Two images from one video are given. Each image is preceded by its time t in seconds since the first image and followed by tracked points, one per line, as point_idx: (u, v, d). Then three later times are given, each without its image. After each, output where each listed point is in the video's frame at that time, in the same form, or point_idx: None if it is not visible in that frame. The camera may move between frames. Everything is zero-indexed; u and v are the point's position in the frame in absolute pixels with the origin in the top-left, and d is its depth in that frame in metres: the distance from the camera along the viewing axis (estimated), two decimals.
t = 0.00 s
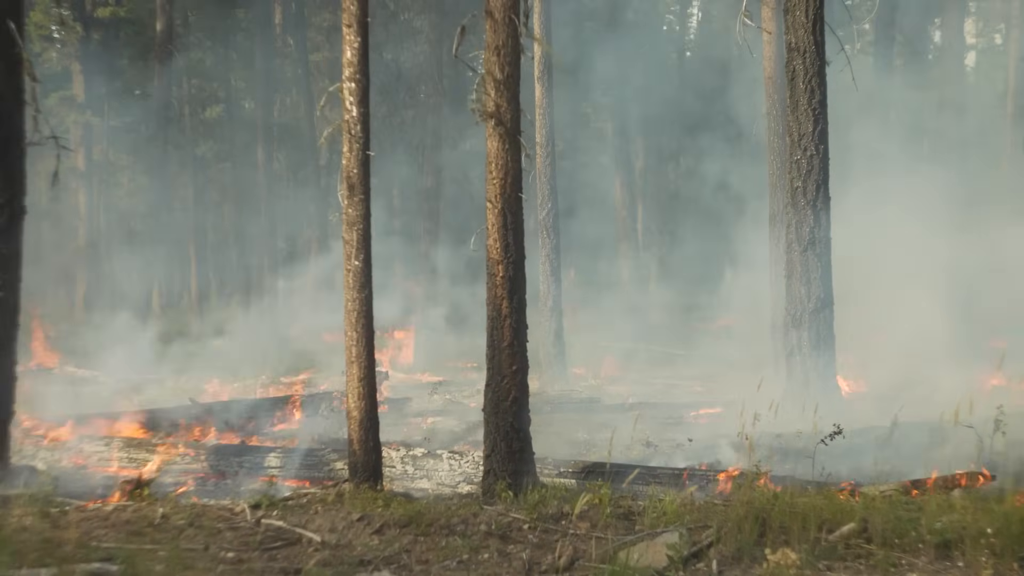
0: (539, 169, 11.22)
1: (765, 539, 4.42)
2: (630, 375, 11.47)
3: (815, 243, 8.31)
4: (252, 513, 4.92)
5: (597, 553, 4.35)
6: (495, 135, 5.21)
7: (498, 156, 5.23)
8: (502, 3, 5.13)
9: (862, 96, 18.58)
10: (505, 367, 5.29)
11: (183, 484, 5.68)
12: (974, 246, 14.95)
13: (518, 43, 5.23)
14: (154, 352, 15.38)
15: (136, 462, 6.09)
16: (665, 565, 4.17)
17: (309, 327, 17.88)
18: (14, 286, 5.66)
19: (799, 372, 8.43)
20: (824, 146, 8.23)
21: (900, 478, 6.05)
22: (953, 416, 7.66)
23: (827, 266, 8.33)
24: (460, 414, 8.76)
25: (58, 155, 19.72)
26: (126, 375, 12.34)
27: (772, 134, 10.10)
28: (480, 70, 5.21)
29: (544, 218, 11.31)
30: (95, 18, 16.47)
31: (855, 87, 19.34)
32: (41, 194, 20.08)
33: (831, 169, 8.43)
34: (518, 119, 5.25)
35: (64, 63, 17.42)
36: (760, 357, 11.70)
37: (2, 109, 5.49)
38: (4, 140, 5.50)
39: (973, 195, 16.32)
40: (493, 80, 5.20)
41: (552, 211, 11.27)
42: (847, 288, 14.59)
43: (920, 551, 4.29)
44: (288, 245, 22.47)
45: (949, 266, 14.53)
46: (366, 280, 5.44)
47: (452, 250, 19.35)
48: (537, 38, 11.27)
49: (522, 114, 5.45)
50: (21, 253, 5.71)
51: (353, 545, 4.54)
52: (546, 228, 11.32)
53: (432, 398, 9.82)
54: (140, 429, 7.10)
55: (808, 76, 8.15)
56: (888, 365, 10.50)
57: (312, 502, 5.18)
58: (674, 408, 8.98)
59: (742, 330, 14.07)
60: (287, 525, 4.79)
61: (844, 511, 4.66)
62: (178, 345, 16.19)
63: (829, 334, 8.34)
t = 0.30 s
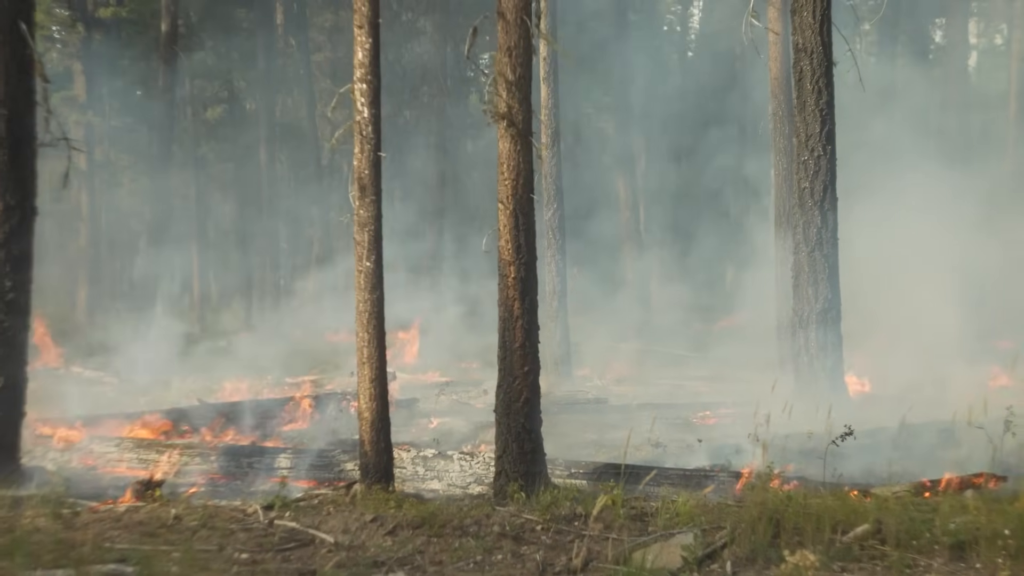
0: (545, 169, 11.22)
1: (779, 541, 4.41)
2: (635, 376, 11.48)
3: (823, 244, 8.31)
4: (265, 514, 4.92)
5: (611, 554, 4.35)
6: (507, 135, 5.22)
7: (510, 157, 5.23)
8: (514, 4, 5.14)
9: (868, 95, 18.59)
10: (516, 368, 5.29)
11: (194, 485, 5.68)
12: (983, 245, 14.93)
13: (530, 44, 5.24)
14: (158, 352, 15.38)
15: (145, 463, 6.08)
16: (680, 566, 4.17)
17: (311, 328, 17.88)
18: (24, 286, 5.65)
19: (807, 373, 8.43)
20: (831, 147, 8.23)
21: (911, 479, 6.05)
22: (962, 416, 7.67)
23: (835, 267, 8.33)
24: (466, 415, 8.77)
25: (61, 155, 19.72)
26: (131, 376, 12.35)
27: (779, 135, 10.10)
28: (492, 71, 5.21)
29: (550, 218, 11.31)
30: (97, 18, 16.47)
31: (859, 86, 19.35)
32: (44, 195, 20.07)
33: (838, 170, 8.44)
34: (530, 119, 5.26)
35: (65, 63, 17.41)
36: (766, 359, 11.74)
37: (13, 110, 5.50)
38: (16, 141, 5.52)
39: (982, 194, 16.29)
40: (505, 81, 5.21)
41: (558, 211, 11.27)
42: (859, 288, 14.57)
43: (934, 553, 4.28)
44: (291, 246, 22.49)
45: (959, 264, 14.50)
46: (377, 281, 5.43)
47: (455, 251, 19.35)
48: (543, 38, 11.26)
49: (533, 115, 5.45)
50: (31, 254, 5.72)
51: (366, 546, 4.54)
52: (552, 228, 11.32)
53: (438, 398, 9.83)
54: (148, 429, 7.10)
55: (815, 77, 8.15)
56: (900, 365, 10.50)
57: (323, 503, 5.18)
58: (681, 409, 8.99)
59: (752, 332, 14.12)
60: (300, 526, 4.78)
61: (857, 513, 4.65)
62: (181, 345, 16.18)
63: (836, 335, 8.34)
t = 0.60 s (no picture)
0: (552, 168, 11.22)
1: (795, 541, 4.41)
2: (642, 376, 11.48)
3: (831, 245, 8.31)
4: (280, 514, 4.93)
5: (626, 554, 4.36)
6: (521, 136, 5.22)
7: (524, 157, 5.23)
8: (527, 4, 5.14)
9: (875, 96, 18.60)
10: (530, 368, 5.30)
11: (206, 485, 5.69)
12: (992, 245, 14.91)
13: (543, 44, 5.24)
14: (163, 352, 15.41)
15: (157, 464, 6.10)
16: (697, 566, 4.18)
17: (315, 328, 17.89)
18: (38, 286, 5.65)
19: (815, 373, 8.43)
20: (839, 147, 8.22)
21: (921, 477, 6.07)
22: (972, 416, 7.66)
23: (844, 267, 8.33)
24: (475, 415, 8.76)
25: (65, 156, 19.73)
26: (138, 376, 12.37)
27: (787, 134, 10.09)
28: (506, 71, 5.21)
29: (557, 218, 11.30)
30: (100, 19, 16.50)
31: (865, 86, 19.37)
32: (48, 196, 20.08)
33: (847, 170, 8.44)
34: (544, 119, 5.27)
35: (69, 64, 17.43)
36: (773, 360, 11.76)
37: (26, 109, 5.50)
38: (29, 141, 5.52)
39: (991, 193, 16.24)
40: (519, 81, 5.21)
41: (565, 210, 11.26)
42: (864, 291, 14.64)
43: (951, 553, 4.28)
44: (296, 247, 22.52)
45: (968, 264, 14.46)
46: (390, 282, 5.43)
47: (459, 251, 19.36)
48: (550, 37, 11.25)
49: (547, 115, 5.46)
50: (44, 254, 5.72)
51: (382, 546, 4.54)
52: (559, 228, 11.31)
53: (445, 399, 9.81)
54: (158, 429, 7.12)
55: (824, 77, 8.13)
56: (911, 366, 10.49)
57: (337, 503, 5.18)
58: (689, 408, 9.00)
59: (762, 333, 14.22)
60: (315, 526, 4.79)
61: (873, 512, 4.65)
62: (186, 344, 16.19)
63: (844, 335, 8.34)
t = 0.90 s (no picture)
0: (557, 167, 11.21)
1: (809, 540, 4.40)
2: (647, 375, 11.48)
3: (838, 244, 8.29)
4: (292, 513, 4.93)
5: (640, 553, 4.35)
6: (532, 135, 5.22)
7: (535, 156, 5.22)
8: (539, 3, 5.14)
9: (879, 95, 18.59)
10: (541, 367, 5.30)
11: (217, 484, 5.70)
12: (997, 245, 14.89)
13: (555, 43, 5.24)
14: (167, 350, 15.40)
15: (168, 463, 6.11)
16: (711, 565, 4.17)
17: (318, 328, 17.89)
18: (49, 285, 5.65)
19: (822, 373, 8.42)
20: (847, 146, 8.21)
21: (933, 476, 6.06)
22: (980, 415, 7.65)
23: (851, 267, 8.31)
24: (482, 414, 8.76)
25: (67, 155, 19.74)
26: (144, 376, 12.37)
27: (792, 134, 10.08)
28: (518, 70, 5.21)
29: (564, 216, 11.30)
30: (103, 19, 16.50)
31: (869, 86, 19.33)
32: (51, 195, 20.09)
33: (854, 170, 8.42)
34: (556, 118, 5.26)
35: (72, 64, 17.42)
36: (778, 360, 11.76)
37: (37, 109, 5.50)
38: (41, 141, 5.53)
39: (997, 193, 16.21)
40: (531, 80, 5.21)
41: (571, 209, 11.26)
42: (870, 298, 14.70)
43: (965, 551, 4.28)
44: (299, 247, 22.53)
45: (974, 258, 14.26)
46: (402, 281, 5.44)
47: (462, 250, 19.35)
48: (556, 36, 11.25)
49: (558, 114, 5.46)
50: (55, 254, 5.72)
51: (395, 545, 4.54)
52: (565, 227, 11.31)
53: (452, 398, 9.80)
54: (168, 428, 7.12)
55: (831, 76, 8.13)
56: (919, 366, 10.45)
57: (349, 502, 5.18)
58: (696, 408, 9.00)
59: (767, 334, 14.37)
60: (328, 525, 4.79)
61: (886, 511, 4.66)
62: (190, 343, 16.18)
63: (851, 334, 8.33)
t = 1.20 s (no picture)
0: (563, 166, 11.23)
1: (823, 538, 4.40)
2: (652, 375, 11.46)
3: (846, 243, 8.29)
4: (305, 511, 4.92)
5: (654, 551, 4.34)
6: (544, 133, 5.22)
7: (547, 154, 5.22)
8: (551, 1, 5.14)
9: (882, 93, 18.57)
10: (553, 365, 5.30)
11: (228, 482, 5.71)
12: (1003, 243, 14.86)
13: (567, 41, 5.24)
14: (170, 349, 15.39)
15: (179, 461, 6.12)
16: (726, 563, 4.16)
17: (320, 327, 17.88)
18: (60, 283, 5.65)
19: (829, 373, 8.41)
20: (854, 145, 8.20)
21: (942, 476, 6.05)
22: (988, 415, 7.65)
23: (858, 266, 8.30)
24: (489, 413, 8.75)
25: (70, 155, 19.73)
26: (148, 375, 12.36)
27: (799, 133, 10.08)
28: (530, 68, 5.21)
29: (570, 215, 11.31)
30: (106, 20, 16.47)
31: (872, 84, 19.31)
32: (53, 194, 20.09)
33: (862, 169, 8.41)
34: (568, 117, 5.26)
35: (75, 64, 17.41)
36: (784, 359, 11.76)
37: (48, 106, 5.50)
38: (52, 139, 5.53)
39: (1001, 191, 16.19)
40: (543, 78, 5.21)
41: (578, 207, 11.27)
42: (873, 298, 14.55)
43: (979, 549, 4.27)
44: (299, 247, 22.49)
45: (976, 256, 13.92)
46: (413, 279, 5.44)
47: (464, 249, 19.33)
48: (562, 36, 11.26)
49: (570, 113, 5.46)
50: (66, 252, 5.72)
51: (409, 543, 4.53)
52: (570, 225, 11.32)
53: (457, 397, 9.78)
54: (177, 427, 7.12)
55: (838, 75, 8.11)
56: (925, 369, 10.33)
57: (361, 500, 5.19)
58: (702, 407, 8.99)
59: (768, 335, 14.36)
60: (341, 523, 4.78)
61: (899, 509, 4.66)
62: (193, 342, 16.17)
63: (859, 335, 8.31)
